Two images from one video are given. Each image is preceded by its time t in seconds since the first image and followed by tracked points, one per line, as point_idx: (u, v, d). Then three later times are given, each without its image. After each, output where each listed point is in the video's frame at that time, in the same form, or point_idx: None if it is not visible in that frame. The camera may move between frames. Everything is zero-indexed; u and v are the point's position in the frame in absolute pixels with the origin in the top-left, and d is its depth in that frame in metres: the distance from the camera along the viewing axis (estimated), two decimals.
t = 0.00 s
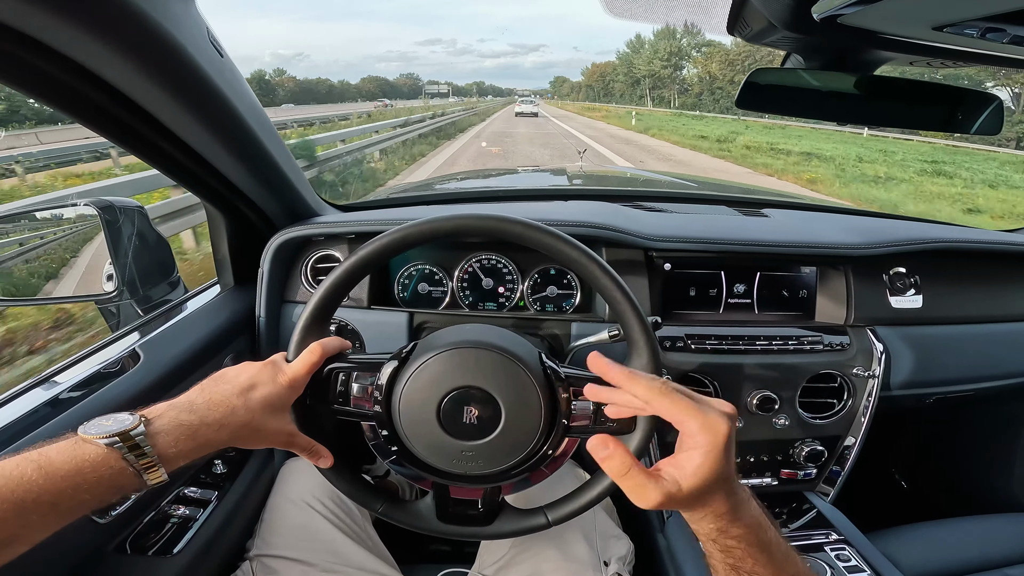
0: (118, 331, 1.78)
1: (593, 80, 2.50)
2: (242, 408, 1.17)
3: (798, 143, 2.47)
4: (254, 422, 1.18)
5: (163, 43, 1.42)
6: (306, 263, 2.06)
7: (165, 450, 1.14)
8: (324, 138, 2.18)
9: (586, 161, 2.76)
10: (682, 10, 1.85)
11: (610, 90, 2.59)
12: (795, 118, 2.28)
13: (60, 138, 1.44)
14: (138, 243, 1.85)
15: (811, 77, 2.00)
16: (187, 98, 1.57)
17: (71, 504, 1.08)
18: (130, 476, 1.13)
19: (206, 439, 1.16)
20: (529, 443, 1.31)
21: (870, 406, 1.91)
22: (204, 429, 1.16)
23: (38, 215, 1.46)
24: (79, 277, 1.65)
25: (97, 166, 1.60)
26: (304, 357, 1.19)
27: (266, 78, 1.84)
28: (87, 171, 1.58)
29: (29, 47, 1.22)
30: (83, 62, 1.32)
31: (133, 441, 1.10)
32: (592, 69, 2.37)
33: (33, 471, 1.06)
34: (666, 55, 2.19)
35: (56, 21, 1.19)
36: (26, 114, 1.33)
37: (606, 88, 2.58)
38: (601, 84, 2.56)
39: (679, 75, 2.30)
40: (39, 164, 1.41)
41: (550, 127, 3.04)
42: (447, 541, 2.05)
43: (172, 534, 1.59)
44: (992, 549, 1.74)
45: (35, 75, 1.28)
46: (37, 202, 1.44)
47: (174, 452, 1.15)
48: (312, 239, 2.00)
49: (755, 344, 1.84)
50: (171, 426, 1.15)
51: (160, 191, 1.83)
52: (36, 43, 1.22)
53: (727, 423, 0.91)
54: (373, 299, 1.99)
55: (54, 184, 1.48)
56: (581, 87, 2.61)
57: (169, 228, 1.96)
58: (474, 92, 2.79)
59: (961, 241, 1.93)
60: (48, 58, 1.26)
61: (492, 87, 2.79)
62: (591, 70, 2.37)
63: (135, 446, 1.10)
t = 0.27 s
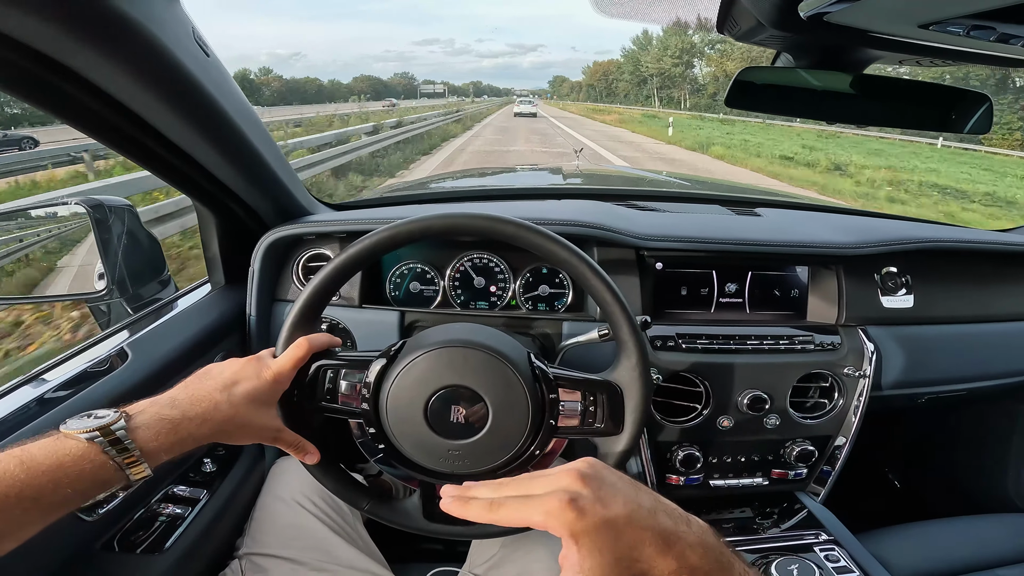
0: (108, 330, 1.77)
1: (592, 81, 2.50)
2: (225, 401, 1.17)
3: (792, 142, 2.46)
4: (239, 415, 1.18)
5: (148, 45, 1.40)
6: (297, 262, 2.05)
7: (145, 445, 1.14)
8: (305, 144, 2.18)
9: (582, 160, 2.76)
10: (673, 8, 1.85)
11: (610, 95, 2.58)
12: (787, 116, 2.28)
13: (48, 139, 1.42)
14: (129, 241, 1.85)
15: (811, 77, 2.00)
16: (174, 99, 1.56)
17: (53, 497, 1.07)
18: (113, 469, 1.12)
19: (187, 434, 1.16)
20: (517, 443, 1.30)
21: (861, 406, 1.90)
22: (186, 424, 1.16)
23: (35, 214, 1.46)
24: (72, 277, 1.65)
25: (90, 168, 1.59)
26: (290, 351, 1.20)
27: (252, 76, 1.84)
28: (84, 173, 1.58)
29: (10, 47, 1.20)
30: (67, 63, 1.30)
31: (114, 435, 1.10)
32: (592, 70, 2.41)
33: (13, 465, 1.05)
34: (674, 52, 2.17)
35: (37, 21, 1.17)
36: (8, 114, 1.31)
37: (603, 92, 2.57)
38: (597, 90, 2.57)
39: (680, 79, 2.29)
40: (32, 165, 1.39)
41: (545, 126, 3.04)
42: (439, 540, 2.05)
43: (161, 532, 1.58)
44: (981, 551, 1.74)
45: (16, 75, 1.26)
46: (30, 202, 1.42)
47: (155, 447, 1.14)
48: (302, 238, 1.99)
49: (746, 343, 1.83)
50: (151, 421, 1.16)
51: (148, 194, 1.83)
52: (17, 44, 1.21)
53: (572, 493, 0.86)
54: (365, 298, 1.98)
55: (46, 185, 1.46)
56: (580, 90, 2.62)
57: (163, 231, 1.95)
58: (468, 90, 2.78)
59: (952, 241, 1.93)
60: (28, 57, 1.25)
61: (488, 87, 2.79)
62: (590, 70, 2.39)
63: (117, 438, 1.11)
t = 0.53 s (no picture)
0: (99, 333, 1.77)
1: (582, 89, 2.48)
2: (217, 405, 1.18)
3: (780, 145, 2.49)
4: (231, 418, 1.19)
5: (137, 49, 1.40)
6: (289, 265, 2.05)
7: (137, 447, 1.14)
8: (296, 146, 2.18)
9: (574, 163, 2.77)
10: (659, 12, 1.87)
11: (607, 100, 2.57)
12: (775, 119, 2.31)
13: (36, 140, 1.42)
14: (120, 244, 1.85)
15: (805, 78, 2.02)
16: (163, 102, 1.56)
17: (45, 497, 1.06)
18: (105, 471, 1.13)
19: (178, 437, 1.17)
20: (508, 443, 1.31)
21: (849, 406, 1.93)
22: (178, 427, 1.17)
23: (27, 217, 1.46)
24: (63, 281, 1.64)
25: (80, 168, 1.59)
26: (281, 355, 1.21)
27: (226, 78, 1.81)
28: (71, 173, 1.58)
29: None
30: (56, 68, 1.31)
31: (105, 438, 1.11)
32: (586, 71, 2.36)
33: (5, 466, 1.05)
34: (674, 52, 2.17)
35: (28, 27, 1.17)
36: None
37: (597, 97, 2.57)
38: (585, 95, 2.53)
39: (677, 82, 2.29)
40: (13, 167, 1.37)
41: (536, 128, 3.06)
42: (433, 540, 2.06)
43: (154, 535, 1.58)
44: (968, 548, 1.77)
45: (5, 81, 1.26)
46: (19, 205, 1.41)
47: (147, 449, 1.15)
48: (294, 241, 2.00)
49: (735, 343, 1.85)
50: (143, 424, 1.17)
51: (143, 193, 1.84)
52: (9, 50, 1.21)
53: (591, 491, 0.85)
54: (357, 301, 1.99)
55: (33, 187, 1.45)
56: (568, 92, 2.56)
57: (152, 231, 1.94)
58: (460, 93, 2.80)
59: (937, 243, 1.95)
60: (19, 62, 1.25)
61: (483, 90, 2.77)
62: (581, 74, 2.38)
63: (110, 440, 1.11)
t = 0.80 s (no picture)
0: (98, 336, 1.73)
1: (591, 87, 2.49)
2: (230, 409, 1.15)
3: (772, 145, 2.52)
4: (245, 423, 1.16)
5: (155, 39, 1.39)
6: (293, 268, 2.03)
7: (152, 453, 1.11)
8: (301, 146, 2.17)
9: (570, 165, 2.79)
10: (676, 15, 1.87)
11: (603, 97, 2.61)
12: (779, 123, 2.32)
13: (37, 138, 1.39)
14: (117, 245, 1.81)
15: (794, 82, 2.05)
16: (173, 95, 1.54)
17: (55, 506, 1.03)
18: (116, 479, 1.09)
19: (195, 443, 1.14)
20: (525, 448, 1.30)
21: (856, 409, 1.94)
22: (193, 432, 1.14)
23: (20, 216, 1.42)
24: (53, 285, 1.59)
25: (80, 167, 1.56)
26: (294, 358, 1.19)
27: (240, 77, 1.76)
28: (71, 172, 1.54)
29: (12, 38, 1.18)
30: (67, 56, 1.29)
31: (119, 444, 1.07)
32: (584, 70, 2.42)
33: (13, 475, 1.02)
34: (677, 54, 2.17)
35: (45, 12, 1.16)
36: None
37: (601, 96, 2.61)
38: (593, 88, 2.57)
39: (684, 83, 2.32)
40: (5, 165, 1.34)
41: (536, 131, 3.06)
42: (437, 546, 2.04)
43: (157, 543, 1.55)
44: (974, 549, 1.79)
45: (13, 68, 1.24)
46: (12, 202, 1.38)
47: (161, 455, 1.12)
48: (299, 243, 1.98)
49: (743, 346, 1.86)
50: (157, 429, 1.13)
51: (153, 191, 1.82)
52: (21, 36, 1.19)
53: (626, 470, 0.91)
54: (363, 304, 1.97)
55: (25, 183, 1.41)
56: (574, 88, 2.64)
57: (151, 231, 1.90)
58: (462, 94, 2.79)
59: (940, 247, 1.98)
60: (32, 51, 1.24)
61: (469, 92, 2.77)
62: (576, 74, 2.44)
63: (122, 446, 1.08)
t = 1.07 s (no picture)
0: (94, 339, 1.73)
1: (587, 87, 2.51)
2: (233, 418, 1.16)
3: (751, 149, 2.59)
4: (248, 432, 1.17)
5: (153, 44, 1.40)
6: (290, 271, 2.03)
7: (154, 463, 1.11)
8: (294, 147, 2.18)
9: (568, 169, 2.82)
10: (672, 20, 1.90)
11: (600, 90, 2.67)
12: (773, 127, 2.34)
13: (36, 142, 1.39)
14: (115, 248, 1.81)
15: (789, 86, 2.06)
16: (171, 101, 1.55)
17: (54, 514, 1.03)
18: (118, 488, 1.09)
19: (198, 452, 1.13)
20: (520, 451, 1.31)
21: (849, 412, 1.95)
22: (196, 442, 1.13)
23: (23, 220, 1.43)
24: (52, 282, 1.58)
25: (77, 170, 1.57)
26: (296, 365, 1.22)
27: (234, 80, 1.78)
28: (68, 175, 1.55)
29: (11, 45, 1.19)
30: (66, 61, 1.30)
31: (121, 453, 1.08)
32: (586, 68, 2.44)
33: (15, 481, 1.02)
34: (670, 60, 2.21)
35: (45, 18, 1.17)
36: None
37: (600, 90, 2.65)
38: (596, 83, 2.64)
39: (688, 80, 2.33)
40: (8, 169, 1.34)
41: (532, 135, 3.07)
42: (433, 549, 2.05)
43: (152, 544, 1.55)
44: (965, 551, 1.80)
45: (13, 74, 1.25)
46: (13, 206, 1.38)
47: (163, 465, 1.11)
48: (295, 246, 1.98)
49: (737, 350, 1.87)
50: (159, 438, 1.13)
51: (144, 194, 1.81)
52: (22, 43, 1.21)
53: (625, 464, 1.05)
54: (359, 307, 1.98)
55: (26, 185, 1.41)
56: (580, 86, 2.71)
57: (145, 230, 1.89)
58: (458, 97, 2.80)
59: (933, 251, 1.99)
60: (33, 58, 1.25)
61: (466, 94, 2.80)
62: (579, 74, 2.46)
63: (124, 456, 1.08)
